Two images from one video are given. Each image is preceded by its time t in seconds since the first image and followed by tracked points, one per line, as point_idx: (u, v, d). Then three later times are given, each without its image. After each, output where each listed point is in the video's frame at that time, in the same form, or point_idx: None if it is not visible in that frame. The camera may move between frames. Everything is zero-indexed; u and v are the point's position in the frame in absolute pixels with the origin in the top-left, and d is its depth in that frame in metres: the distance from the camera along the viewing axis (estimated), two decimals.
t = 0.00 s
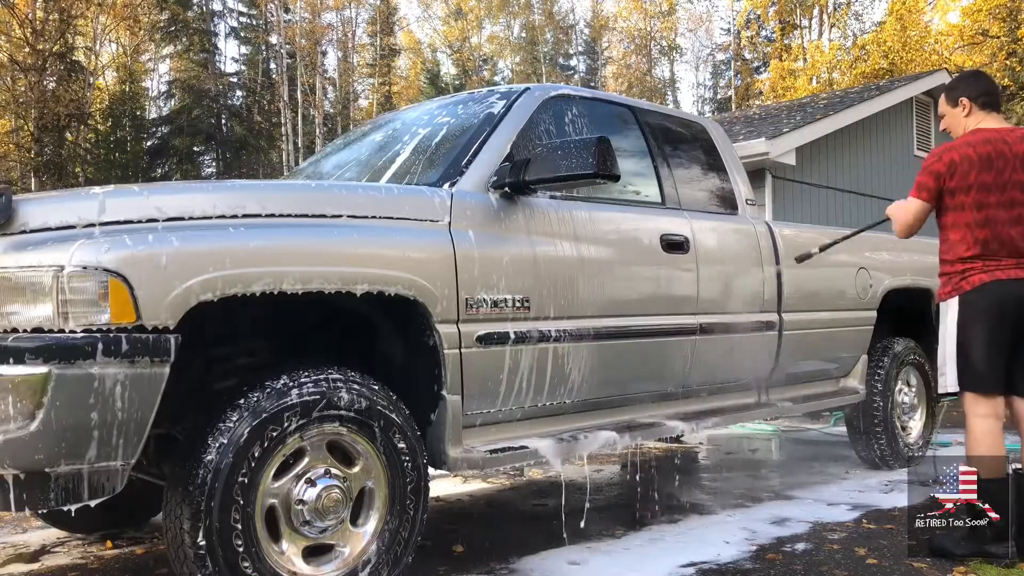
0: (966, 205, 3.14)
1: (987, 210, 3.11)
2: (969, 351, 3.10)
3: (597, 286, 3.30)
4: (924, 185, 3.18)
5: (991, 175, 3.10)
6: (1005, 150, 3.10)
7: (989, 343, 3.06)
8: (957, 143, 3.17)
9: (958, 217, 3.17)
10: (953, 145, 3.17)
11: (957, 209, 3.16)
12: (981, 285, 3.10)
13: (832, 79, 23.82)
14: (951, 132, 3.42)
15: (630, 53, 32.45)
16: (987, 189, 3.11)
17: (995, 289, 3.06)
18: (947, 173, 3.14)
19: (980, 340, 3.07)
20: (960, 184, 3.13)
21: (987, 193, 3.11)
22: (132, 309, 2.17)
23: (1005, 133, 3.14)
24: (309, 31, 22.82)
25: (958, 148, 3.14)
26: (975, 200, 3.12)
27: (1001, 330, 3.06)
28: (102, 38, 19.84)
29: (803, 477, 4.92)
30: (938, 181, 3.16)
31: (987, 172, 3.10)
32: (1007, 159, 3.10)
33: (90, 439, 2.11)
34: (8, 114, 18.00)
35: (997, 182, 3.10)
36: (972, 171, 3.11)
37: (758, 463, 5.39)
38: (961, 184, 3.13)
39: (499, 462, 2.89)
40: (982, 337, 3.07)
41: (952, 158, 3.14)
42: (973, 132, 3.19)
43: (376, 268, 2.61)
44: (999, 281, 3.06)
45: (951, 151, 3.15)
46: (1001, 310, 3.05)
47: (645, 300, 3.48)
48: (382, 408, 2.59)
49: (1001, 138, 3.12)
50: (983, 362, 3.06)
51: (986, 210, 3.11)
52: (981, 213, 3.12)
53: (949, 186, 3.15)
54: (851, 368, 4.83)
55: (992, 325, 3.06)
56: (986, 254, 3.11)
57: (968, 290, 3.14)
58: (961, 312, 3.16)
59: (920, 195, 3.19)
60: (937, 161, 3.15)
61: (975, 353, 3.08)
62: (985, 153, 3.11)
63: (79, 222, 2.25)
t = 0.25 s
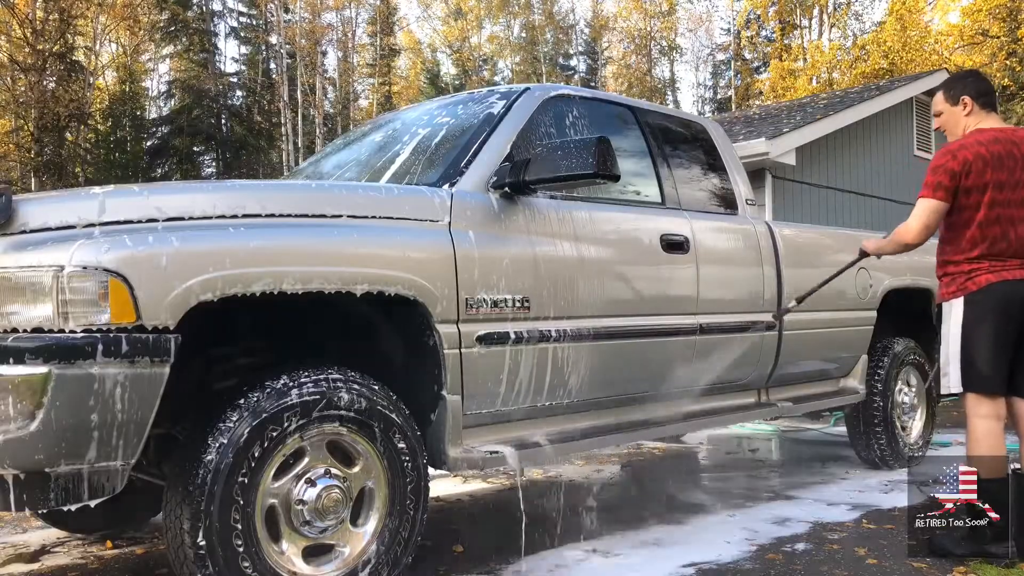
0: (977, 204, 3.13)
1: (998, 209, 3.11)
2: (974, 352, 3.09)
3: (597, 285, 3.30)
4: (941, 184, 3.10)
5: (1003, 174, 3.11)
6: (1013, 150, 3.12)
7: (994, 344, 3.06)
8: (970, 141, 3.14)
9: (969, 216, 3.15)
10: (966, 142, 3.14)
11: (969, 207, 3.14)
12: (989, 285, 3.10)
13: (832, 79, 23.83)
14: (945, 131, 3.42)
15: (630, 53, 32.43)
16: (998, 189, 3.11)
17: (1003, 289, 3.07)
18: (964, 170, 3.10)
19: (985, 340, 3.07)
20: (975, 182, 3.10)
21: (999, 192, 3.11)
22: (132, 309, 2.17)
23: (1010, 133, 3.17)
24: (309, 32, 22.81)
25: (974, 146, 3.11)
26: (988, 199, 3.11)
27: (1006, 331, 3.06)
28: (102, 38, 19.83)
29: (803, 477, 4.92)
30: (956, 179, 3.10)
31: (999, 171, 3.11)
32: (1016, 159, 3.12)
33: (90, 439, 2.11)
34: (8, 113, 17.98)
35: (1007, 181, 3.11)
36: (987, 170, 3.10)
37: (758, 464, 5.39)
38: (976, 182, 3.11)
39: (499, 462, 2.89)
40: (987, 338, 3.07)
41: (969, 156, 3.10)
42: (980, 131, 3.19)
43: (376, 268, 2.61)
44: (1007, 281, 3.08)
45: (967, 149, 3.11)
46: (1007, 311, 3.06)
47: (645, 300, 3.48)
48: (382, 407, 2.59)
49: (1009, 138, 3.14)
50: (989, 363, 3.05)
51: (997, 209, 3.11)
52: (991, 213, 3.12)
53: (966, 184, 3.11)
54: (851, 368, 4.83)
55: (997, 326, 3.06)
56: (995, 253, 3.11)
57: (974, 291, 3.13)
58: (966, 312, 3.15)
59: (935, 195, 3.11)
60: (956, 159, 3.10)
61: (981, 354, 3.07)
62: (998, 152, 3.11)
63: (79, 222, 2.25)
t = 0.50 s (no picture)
0: (960, 206, 3.14)
1: (981, 210, 3.11)
2: (968, 348, 3.09)
3: (597, 286, 3.30)
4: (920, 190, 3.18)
5: (986, 175, 3.11)
6: (997, 151, 3.11)
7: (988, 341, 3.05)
8: (950, 146, 3.18)
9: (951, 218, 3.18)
10: (944, 147, 3.19)
11: (950, 210, 3.17)
12: (978, 286, 3.10)
13: (832, 79, 23.82)
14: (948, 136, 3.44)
15: (630, 53, 32.42)
16: (979, 190, 3.11)
17: (992, 289, 3.07)
18: (940, 174, 3.15)
19: (978, 337, 3.07)
20: (953, 185, 3.14)
21: (981, 193, 3.11)
22: (133, 309, 2.17)
23: (998, 134, 3.15)
24: (309, 32, 22.80)
25: (952, 150, 3.16)
26: (969, 200, 3.12)
27: (1001, 328, 3.05)
28: (102, 38, 19.84)
29: (803, 477, 4.93)
30: (933, 184, 3.16)
31: (979, 172, 3.11)
32: (999, 160, 3.11)
33: (90, 440, 2.11)
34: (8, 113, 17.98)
35: (989, 182, 3.11)
36: (964, 172, 3.12)
37: (758, 464, 5.39)
38: (954, 186, 3.14)
39: (499, 462, 2.89)
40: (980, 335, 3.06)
41: (944, 160, 3.14)
42: (965, 134, 3.21)
43: (376, 268, 2.61)
44: (994, 282, 3.07)
45: (944, 153, 3.16)
46: (1000, 309, 3.05)
47: (645, 300, 3.48)
48: (382, 407, 2.59)
49: (994, 139, 3.12)
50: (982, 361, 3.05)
51: (980, 210, 3.11)
52: (974, 214, 3.12)
53: (943, 188, 3.16)
54: (851, 368, 4.83)
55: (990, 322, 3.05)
56: (982, 254, 3.11)
57: (965, 291, 3.14)
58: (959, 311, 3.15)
59: (917, 199, 3.18)
60: (932, 164, 3.16)
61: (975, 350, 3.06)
62: (979, 154, 3.11)
63: (79, 222, 2.25)
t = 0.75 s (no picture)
0: (932, 210, 2.82)
1: (952, 217, 2.82)
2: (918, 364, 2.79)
3: (597, 286, 3.30)
4: (893, 186, 2.79)
5: (958, 178, 2.81)
6: (967, 155, 2.84)
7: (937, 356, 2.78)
8: (919, 144, 2.85)
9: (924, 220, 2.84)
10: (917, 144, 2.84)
11: (926, 212, 2.83)
12: (938, 297, 2.80)
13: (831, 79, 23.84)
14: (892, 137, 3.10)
15: (630, 53, 32.42)
16: (955, 193, 2.81)
17: (948, 301, 2.78)
18: (919, 172, 2.79)
19: (927, 352, 2.78)
20: (931, 186, 2.80)
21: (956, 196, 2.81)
22: (133, 308, 2.17)
23: (962, 139, 2.89)
24: (309, 32, 22.81)
25: (927, 148, 2.81)
26: (943, 205, 2.81)
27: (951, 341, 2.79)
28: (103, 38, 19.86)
29: (803, 477, 4.92)
30: (910, 182, 2.79)
31: (955, 175, 2.80)
32: (971, 162, 2.83)
33: (90, 440, 2.11)
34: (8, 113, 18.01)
35: (966, 187, 2.82)
36: (942, 172, 2.80)
37: (758, 464, 5.39)
38: (931, 187, 2.80)
39: (499, 462, 2.89)
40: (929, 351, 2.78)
41: (924, 158, 2.80)
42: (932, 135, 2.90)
43: (376, 268, 2.61)
44: (957, 295, 2.79)
45: (921, 151, 2.81)
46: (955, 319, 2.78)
47: (645, 300, 3.48)
48: (382, 407, 2.59)
49: (964, 142, 2.86)
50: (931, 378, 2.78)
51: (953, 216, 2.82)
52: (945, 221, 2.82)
53: (919, 188, 2.81)
54: (851, 368, 4.83)
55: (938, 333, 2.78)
56: (953, 263, 2.82)
57: (921, 300, 2.82)
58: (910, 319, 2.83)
59: (887, 195, 2.79)
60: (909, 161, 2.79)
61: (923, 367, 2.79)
62: (955, 156, 2.82)
63: (79, 223, 2.25)
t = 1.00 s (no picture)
0: (891, 201, 2.87)
1: (911, 206, 2.87)
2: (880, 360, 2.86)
3: (596, 285, 3.30)
4: (857, 176, 2.82)
5: (918, 166, 2.87)
6: (920, 143, 2.89)
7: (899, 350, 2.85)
8: (875, 133, 2.88)
9: (885, 211, 2.89)
10: (874, 133, 2.87)
11: (886, 202, 2.88)
12: (899, 290, 2.86)
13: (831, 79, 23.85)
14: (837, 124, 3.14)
15: (630, 53, 32.45)
16: (913, 181, 2.87)
17: (913, 295, 2.85)
18: (881, 161, 2.82)
19: (888, 349, 2.85)
20: (891, 176, 2.84)
21: (914, 185, 2.87)
22: (133, 309, 2.17)
23: (914, 128, 2.95)
24: (308, 32, 22.83)
25: (887, 136, 2.85)
26: (902, 195, 2.87)
27: (911, 334, 2.86)
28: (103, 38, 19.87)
29: (803, 477, 4.92)
30: (872, 172, 2.82)
31: (911, 164, 2.86)
32: (924, 151, 2.90)
33: (90, 440, 2.11)
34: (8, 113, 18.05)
35: (923, 174, 2.88)
36: (901, 161, 2.84)
37: (758, 464, 5.39)
38: (891, 176, 2.85)
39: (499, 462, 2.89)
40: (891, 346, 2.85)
41: (884, 147, 2.83)
42: (886, 124, 2.94)
43: (376, 268, 2.61)
44: (919, 287, 2.85)
45: (880, 140, 2.84)
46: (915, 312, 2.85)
47: (645, 300, 3.49)
48: (381, 407, 2.59)
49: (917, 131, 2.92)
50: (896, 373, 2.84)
51: (913, 205, 2.87)
52: (905, 211, 2.87)
53: (882, 177, 2.85)
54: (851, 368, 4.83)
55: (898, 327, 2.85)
56: (914, 254, 2.88)
57: (884, 295, 2.89)
58: (871, 315, 2.92)
59: (848, 185, 2.83)
60: (870, 150, 2.82)
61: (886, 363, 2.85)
62: (910, 145, 2.87)
63: (79, 223, 2.25)
